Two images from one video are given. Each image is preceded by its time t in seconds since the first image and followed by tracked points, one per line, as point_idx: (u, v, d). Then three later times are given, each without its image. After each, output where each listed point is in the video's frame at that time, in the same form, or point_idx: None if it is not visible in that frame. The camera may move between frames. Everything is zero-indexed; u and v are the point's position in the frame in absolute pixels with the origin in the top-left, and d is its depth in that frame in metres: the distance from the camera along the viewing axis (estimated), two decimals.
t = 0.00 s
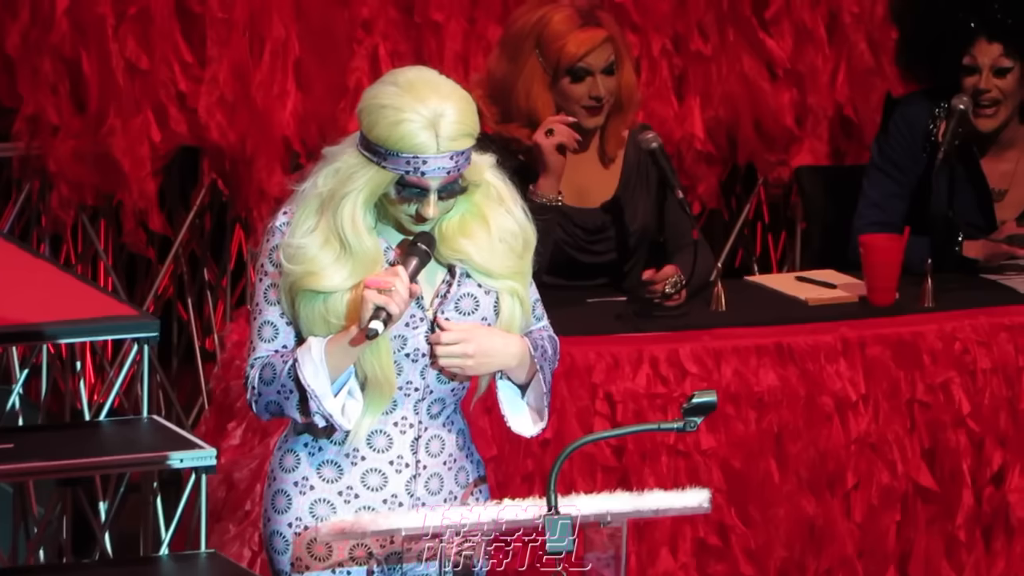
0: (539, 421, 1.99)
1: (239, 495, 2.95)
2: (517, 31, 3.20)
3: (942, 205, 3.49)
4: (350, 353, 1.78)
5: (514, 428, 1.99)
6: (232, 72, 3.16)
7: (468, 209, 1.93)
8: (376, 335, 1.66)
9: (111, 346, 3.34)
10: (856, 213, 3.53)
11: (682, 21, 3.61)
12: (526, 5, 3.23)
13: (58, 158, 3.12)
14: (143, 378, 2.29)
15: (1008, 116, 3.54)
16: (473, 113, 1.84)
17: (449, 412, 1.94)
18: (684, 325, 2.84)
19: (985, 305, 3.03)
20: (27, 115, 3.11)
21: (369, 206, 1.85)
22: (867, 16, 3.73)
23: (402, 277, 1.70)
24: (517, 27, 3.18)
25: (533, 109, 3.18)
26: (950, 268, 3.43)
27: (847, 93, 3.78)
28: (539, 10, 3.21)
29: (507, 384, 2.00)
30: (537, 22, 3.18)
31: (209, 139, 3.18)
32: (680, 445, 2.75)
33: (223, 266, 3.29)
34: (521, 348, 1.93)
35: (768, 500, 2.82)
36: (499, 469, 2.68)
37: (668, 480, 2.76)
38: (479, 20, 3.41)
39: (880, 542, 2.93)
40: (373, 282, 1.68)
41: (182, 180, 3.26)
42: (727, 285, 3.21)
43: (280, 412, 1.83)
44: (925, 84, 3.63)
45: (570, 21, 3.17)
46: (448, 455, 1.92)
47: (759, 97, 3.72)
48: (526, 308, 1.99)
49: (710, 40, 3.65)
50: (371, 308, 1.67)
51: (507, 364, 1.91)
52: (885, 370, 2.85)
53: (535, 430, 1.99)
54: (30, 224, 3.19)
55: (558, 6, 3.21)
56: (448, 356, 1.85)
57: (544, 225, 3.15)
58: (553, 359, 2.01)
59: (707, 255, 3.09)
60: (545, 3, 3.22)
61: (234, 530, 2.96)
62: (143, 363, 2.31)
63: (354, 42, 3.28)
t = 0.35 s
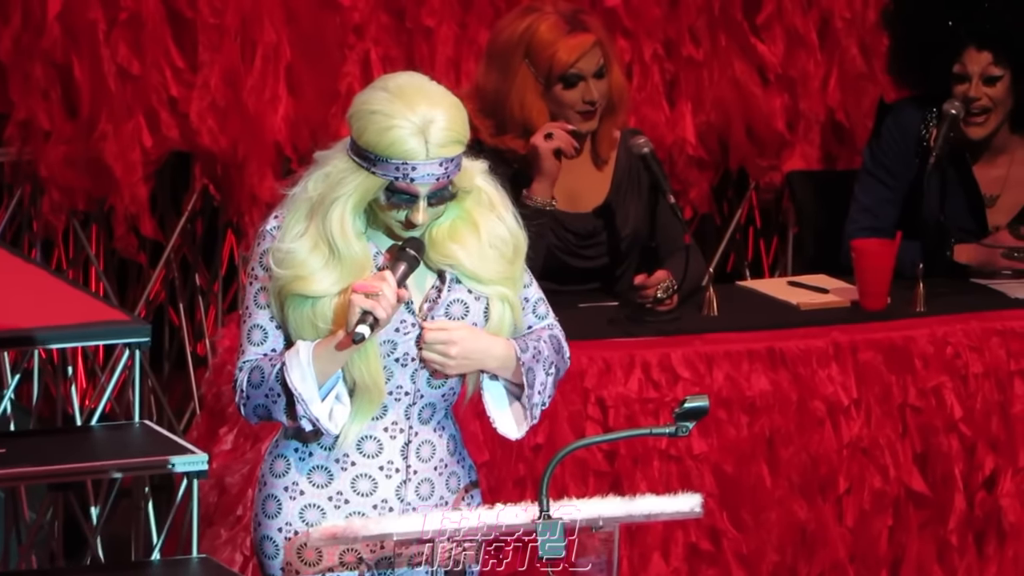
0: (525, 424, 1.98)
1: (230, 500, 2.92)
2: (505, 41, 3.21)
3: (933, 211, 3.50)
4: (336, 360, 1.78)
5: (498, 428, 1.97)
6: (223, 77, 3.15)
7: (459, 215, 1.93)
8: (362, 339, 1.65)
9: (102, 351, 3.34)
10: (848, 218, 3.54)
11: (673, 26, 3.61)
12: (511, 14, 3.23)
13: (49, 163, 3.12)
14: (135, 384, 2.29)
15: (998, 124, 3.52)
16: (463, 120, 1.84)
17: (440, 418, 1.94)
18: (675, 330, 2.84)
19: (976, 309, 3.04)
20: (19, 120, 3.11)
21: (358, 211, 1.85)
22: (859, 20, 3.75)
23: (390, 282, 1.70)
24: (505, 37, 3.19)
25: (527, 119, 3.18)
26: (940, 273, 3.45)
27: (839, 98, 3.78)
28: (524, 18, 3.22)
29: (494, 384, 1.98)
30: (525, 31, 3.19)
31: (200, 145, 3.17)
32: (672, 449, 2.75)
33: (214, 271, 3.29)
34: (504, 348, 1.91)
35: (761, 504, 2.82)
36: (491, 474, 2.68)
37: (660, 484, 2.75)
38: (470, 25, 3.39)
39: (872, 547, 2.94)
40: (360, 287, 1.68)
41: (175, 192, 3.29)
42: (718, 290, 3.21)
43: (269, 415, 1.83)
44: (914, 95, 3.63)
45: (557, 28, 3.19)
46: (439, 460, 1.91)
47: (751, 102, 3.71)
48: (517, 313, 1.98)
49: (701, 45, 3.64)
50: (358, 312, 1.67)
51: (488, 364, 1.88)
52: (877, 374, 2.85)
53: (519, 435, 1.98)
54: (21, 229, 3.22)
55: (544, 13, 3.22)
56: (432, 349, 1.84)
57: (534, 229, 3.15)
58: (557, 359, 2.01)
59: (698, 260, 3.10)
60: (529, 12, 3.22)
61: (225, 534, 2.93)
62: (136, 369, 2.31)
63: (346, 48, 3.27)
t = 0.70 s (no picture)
0: (518, 419, 1.96)
1: (219, 510, 2.91)
2: (493, 61, 3.16)
3: (923, 223, 3.51)
4: (330, 366, 1.76)
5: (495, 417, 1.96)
6: (212, 88, 3.15)
7: (448, 221, 1.92)
8: (357, 344, 1.63)
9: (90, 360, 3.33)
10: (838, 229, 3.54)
11: (662, 37, 3.62)
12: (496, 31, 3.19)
13: (38, 173, 3.11)
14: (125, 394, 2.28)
15: (991, 139, 3.53)
16: (453, 123, 1.83)
17: (430, 427, 1.93)
18: (665, 340, 2.83)
19: (964, 319, 3.04)
20: (7, 130, 3.09)
21: (349, 217, 1.84)
22: (848, 30, 3.74)
23: (383, 286, 1.69)
24: (495, 58, 3.16)
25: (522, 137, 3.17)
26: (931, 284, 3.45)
27: (828, 109, 3.79)
28: (511, 36, 3.18)
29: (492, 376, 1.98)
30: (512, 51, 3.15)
31: (188, 156, 3.16)
32: (661, 460, 2.74)
33: (203, 282, 3.27)
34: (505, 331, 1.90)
35: (749, 514, 2.82)
36: (480, 484, 2.67)
37: (649, 494, 2.75)
38: (459, 36, 3.39)
39: (862, 558, 2.93)
40: (353, 291, 1.68)
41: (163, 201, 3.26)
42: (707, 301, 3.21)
43: (260, 424, 1.81)
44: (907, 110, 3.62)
45: (545, 44, 3.15)
46: (429, 469, 1.91)
47: (740, 113, 3.72)
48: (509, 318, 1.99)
49: (690, 56, 3.65)
50: (351, 317, 1.66)
51: (489, 346, 1.88)
52: (866, 385, 2.85)
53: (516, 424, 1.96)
54: (10, 240, 3.18)
55: (529, 28, 3.17)
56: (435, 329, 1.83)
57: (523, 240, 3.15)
58: (558, 351, 2.00)
59: (687, 271, 3.10)
60: (515, 28, 3.17)
61: (215, 545, 2.92)
62: (125, 380, 2.30)
63: (335, 58, 3.27)
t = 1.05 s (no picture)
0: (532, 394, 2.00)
1: (227, 506, 2.93)
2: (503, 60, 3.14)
3: (931, 218, 3.53)
4: (339, 364, 1.76)
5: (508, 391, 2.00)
6: (219, 83, 3.16)
7: (460, 220, 1.92)
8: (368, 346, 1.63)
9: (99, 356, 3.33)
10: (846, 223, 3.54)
11: (669, 31, 3.60)
12: (507, 28, 3.16)
13: (46, 170, 3.11)
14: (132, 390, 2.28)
15: (999, 136, 3.54)
16: (465, 124, 1.83)
17: (437, 420, 1.94)
18: (673, 335, 2.83)
19: (973, 313, 3.04)
20: (14, 127, 3.10)
21: (360, 218, 1.85)
22: (854, 24, 3.74)
23: (394, 287, 1.69)
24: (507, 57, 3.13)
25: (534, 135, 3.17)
26: (938, 278, 3.45)
27: (835, 102, 3.78)
28: (523, 34, 3.14)
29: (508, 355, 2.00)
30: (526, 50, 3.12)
31: (196, 151, 3.17)
32: (670, 454, 2.74)
33: (211, 277, 3.28)
34: (524, 310, 1.91)
35: (758, 509, 2.81)
36: (488, 479, 2.67)
37: (657, 489, 2.75)
38: (465, 31, 3.40)
39: (870, 552, 2.93)
40: (364, 291, 1.67)
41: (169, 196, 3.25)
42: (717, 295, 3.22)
43: (266, 418, 1.82)
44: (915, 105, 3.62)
45: (558, 43, 3.12)
46: (437, 463, 1.91)
47: (747, 106, 3.71)
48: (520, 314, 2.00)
49: (697, 50, 3.64)
50: (363, 318, 1.66)
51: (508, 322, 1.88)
52: (874, 379, 2.85)
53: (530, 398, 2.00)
54: (18, 236, 3.17)
55: (541, 27, 3.14)
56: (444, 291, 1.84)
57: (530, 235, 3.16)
58: (582, 328, 2.04)
59: (694, 266, 3.11)
60: (525, 27, 3.14)
61: (223, 540, 2.93)
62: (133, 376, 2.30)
63: (342, 53, 3.27)
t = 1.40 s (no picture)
0: (550, 379, 2.00)
1: (243, 494, 2.94)
2: (515, 48, 3.11)
3: (945, 206, 3.53)
4: (354, 350, 1.78)
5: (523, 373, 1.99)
6: (233, 72, 3.16)
7: (473, 206, 1.94)
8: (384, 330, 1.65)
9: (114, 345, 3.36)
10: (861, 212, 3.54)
11: (685, 20, 3.58)
12: (518, 19, 3.13)
13: (61, 159, 3.13)
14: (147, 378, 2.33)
15: (1015, 126, 3.54)
16: (477, 108, 1.84)
17: (452, 409, 1.94)
18: (687, 323, 2.84)
19: (987, 301, 3.04)
20: (30, 116, 3.11)
21: (374, 203, 1.85)
22: (870, 11, 3.72)
23: (410, 273, 1.70)
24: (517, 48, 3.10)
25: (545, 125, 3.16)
26: (954, 265, 3.49)
27: (850, 91, 3.76)
28: (534, 25, 3.12)
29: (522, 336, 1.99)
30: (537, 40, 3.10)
31: (211, 139, 3.18)
32: (685, 442, 2.75)
33: (226, 266, 3.31)
34: (533, 291, 1.90)
35: (773, 497, 2.81)
36: (503, 467, 2.68)
37: (672, 477, 2.76)
38: (480, 20, 3.40)
39: (885, 540, 2.93)
40: (381, 277, 1.68)
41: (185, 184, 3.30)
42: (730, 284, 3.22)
43: (282, 406, 1.83)
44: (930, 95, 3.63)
45: (571, 33, 3.10)
46: (451, 451, 1.92)
47: (761, 94, 3.69)
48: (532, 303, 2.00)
49: (712, 39, 3.62)
50: (379, 303, 1.67)
51: (513, 303, 1.88)
52: (889, 367, 2.85)
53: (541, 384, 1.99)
54: (32, 225, 3.24)
55: (552, 18, 3.12)
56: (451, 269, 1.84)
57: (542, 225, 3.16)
58: (598, 314, 2.06)
59: (708, 255, 3.11)
60: (536, 18, 3.12)
61: (238, 528, 2.94)
62: (147, 364, 2.35)
63: (356, 42, 3.27)
